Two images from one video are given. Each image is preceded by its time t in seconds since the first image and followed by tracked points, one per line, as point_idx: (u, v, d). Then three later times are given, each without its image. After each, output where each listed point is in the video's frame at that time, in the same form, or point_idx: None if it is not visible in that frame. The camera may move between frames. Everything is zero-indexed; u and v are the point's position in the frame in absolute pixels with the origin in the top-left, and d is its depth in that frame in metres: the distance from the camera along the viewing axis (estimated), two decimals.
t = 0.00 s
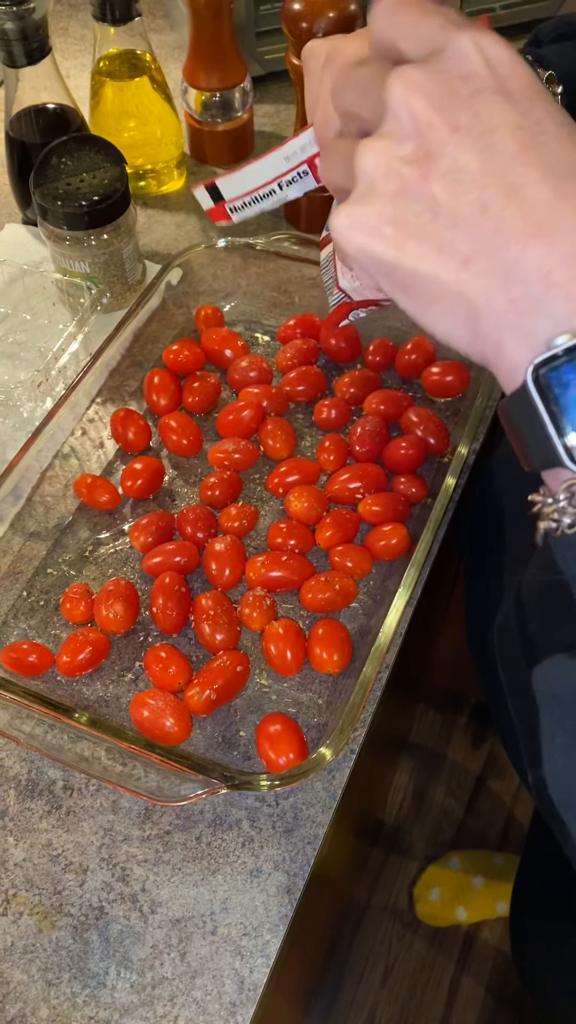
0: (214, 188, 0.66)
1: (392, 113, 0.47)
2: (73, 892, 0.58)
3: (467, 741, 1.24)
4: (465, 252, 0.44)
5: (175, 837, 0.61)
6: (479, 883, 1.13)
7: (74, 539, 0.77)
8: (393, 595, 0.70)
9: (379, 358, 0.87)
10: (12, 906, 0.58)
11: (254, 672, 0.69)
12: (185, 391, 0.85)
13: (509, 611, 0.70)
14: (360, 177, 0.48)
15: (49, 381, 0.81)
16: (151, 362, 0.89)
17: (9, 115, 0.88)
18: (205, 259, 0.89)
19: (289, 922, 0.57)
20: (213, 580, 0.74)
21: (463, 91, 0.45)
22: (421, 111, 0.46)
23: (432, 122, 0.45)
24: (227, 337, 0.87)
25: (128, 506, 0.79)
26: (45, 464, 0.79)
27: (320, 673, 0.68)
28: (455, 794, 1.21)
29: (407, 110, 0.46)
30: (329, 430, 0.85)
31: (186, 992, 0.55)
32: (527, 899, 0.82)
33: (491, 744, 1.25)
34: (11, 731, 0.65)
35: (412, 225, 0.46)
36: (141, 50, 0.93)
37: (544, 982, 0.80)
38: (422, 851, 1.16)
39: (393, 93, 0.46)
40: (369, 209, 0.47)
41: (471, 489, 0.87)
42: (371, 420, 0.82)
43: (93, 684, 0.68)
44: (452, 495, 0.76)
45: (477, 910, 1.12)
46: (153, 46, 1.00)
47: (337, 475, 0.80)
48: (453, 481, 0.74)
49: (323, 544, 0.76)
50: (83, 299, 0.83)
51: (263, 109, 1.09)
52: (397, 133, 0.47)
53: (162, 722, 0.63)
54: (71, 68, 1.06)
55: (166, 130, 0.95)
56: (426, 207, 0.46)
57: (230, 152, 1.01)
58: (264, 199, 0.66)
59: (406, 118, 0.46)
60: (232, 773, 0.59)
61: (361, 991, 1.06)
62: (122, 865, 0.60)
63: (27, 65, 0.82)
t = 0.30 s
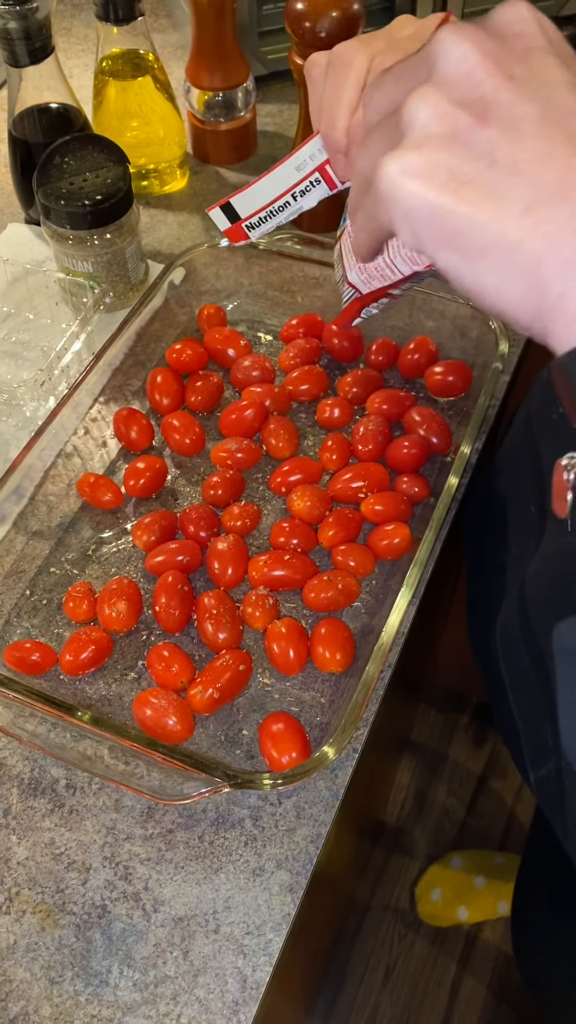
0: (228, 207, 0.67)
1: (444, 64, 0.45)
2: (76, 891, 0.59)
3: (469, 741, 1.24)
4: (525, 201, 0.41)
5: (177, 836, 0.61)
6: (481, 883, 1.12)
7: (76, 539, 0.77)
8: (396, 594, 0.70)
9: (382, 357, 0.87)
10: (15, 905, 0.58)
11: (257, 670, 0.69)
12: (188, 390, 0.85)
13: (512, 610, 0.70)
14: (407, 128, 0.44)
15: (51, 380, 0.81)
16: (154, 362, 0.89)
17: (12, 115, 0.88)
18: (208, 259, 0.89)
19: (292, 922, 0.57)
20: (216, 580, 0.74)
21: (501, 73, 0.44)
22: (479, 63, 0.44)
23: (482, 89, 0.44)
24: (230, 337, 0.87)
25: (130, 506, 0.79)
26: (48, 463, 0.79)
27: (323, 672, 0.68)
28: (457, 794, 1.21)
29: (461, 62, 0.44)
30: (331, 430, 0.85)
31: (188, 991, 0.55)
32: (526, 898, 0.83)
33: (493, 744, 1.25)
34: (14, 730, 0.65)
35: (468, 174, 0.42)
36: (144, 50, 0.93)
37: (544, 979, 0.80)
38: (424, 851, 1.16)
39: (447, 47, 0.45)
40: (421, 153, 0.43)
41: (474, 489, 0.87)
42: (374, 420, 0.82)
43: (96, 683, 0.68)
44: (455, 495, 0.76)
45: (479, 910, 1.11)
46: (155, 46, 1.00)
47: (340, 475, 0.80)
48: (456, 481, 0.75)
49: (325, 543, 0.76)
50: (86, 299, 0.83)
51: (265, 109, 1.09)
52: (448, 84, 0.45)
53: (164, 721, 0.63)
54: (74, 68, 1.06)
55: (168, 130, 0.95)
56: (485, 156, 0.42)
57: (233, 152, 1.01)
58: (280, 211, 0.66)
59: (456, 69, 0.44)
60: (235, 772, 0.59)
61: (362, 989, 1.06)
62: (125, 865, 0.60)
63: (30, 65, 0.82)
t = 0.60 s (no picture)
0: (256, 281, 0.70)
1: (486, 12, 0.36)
2: (76, 888, 0.59)
3: (469, 740, 1.24)
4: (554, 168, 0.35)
5: (178, 833, 0.61)
6: (481, 883, 1.12)
7: (77, 537, 0.77)
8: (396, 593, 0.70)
9: (383, 356, 0.87)
10: (15, 902, 0.58)
11: (257, 668, 0.69)
12: (188, 389, 0.85)
13: (516, 609, 0.70)
14: (451, 88, 0.36)
15: (52, 378, 0.81)
16: (155, 360, 0.89)
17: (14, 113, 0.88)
18: (209, 257, 0.90)
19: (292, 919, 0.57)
20: (216, 578, 0.74)
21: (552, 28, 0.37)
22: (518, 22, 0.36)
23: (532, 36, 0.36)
24: (231, 336, 0.87)
25: (131, 504, 0.79)
26: (49, 461, 0.79)
27: (323, 670, 0.68)
28: (457, 794, 1.21)
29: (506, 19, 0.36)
30: (332, 429, 0.85)
31: (189, 987, 0.55)
32: (529, 897, 0.83)
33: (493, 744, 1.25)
34: (15, 727, 0.65)
35: (500, 131, 0.36)
36: (145, 49, 0.93)
37: (546, 979, 0.80)
38: (425, 850, 1.16)
39: None
40: (448, 115, 0.37)
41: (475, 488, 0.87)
42: (375, 419, 0.82)
43: (96, 681, 0.68)
44: (455, 494, 0.76)
45: (480, 909, 1.11)
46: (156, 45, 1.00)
47: (341, 474, 0.80)
48: (456, 480, 0.75)
49: (326, 542, 0.76)
50: (87, 298, 0.84)
51: (267, 109, 1.09)
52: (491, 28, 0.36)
53: (165, 719, 0.63)
54: (76, 66, 1.06)
55: (170, 129, 0.95)
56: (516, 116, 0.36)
57: (235, 151, 1.01)
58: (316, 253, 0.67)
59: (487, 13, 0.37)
60: (235, 769, 0.59)
61: (362, 989, 1.06)
62: (125, 862, 0.60)
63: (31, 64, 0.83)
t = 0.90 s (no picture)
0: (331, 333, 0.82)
1: (200, 133, 0.31)
2: (77, 886, 0.59)
3: (470, 740, 1.24)
4: (372, 338, 0.29)
5: (179, 831, 0.61)
6: (482, 883, 1.12)
7: (78, 535, 0.77)
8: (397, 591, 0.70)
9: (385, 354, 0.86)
10: (16, 900, 0.58)
11: (258, 666, 0.69)
12: (189, 388, 0.85)
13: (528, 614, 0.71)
14: (264, 333, 0.30)
15: (53, 376, 0.82)
16: (156, 359, 0.89)
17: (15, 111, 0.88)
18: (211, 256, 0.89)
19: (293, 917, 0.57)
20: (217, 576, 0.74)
21: (309, 198, 0.28)
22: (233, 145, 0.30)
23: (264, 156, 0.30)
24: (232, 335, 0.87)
25: (132, 501, 0.79)
26: (50, 458, 0.79)
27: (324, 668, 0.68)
28: (458, 794, 1.21)
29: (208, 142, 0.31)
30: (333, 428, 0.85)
31: (190, 985, 0.55)
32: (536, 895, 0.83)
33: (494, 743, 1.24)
34: (16, 725, 0.65)
35: (336, 360, 0.30)
36: (146, 48, 0.93)
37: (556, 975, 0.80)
38: (425, 850, 1.16)
39: (209, 124, 0.31)
40: (196, 314, 0.32)
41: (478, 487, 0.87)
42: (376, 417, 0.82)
43: (97, 679, 0.68)
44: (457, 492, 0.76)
45: (480, 909, 1.11)
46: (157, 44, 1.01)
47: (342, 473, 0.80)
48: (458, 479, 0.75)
49: (327, 541, 0.76)
50: (88, 295, 0.84)
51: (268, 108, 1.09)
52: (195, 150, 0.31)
53: (166, 717, 0.63)
54: (77, 65, 1.06)
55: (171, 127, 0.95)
56: (301, 275, 0.29)
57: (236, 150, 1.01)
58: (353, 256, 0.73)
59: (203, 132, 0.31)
60: (236, 767, 0.59)
61: (363, 989, 1.06)
62: (126, 859, 0.60)
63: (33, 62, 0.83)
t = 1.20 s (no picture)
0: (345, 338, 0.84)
1: (253, 773, 0.28)
2: (76, 885, 0.58)
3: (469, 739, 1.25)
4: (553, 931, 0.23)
5: (178, 830, 0.61)
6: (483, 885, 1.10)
7: (77, 533, 0.77)
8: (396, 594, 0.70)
9: (384, 354, 0.87)
10: (15, 899, 0.58)
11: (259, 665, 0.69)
12: (189, 386, 0.85)
13: (540, 624, 0.66)
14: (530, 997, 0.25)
15: (52, 375, 0.82)
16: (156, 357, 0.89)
17: (14, 110, 0.88)
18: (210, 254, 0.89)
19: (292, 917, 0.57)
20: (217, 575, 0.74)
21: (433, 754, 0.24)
22: (305, 681, 0.26)
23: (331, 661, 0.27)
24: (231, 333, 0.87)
25: (132, 500, 0.79)
26: (49, 456, 0.79)
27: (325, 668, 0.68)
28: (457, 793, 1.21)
29: (286, 680, 0.26)
30: (333, 426, 0.85)
31: (189, 984, 0.55)
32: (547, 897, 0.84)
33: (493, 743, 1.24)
34: (15, 723, 0.65)
35: None
36: (146, 45, 0.93)
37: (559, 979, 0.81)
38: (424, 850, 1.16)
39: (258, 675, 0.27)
40: (355, 923, 0.27)
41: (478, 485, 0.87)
42: (376, 416, 0.82)
43: (97, 677, 0.68)
44: (456, 492, 0.76)
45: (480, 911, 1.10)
46: (156, 42, 1.00)
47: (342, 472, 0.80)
48: (458, 479, 0.74)
49: (327, 540, 0.76)
50: (87, 293, 0.85)
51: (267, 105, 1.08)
52: (276, 814, 0.27)
53: (166, 716, 0.63)
54: (77, 63, 1.06)
55: (171, 125, 0.95)
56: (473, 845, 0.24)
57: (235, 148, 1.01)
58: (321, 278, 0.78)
59: (297, 725, 0.26)
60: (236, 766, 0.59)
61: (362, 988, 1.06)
62: (125, 858, 0.60)
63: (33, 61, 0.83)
